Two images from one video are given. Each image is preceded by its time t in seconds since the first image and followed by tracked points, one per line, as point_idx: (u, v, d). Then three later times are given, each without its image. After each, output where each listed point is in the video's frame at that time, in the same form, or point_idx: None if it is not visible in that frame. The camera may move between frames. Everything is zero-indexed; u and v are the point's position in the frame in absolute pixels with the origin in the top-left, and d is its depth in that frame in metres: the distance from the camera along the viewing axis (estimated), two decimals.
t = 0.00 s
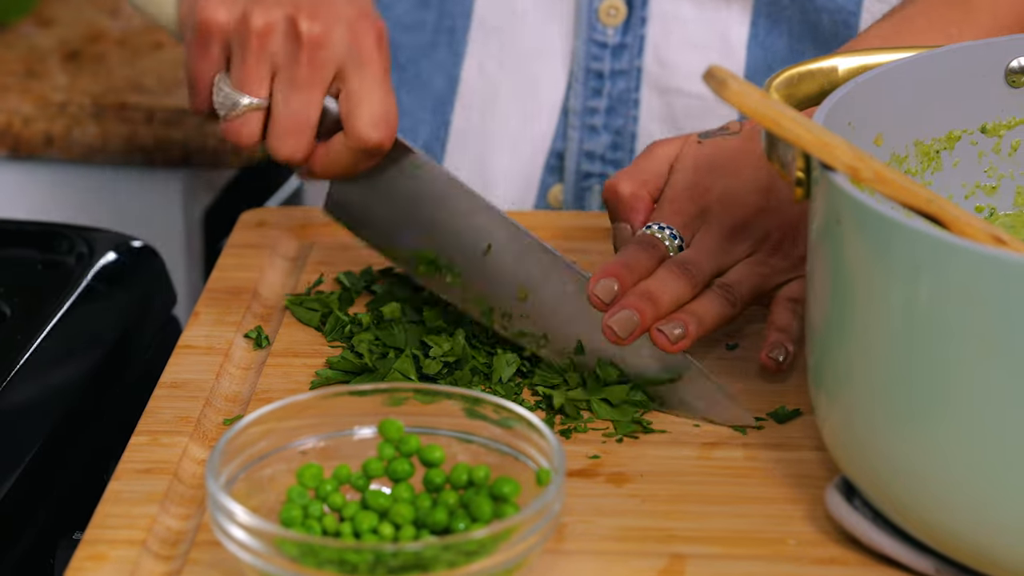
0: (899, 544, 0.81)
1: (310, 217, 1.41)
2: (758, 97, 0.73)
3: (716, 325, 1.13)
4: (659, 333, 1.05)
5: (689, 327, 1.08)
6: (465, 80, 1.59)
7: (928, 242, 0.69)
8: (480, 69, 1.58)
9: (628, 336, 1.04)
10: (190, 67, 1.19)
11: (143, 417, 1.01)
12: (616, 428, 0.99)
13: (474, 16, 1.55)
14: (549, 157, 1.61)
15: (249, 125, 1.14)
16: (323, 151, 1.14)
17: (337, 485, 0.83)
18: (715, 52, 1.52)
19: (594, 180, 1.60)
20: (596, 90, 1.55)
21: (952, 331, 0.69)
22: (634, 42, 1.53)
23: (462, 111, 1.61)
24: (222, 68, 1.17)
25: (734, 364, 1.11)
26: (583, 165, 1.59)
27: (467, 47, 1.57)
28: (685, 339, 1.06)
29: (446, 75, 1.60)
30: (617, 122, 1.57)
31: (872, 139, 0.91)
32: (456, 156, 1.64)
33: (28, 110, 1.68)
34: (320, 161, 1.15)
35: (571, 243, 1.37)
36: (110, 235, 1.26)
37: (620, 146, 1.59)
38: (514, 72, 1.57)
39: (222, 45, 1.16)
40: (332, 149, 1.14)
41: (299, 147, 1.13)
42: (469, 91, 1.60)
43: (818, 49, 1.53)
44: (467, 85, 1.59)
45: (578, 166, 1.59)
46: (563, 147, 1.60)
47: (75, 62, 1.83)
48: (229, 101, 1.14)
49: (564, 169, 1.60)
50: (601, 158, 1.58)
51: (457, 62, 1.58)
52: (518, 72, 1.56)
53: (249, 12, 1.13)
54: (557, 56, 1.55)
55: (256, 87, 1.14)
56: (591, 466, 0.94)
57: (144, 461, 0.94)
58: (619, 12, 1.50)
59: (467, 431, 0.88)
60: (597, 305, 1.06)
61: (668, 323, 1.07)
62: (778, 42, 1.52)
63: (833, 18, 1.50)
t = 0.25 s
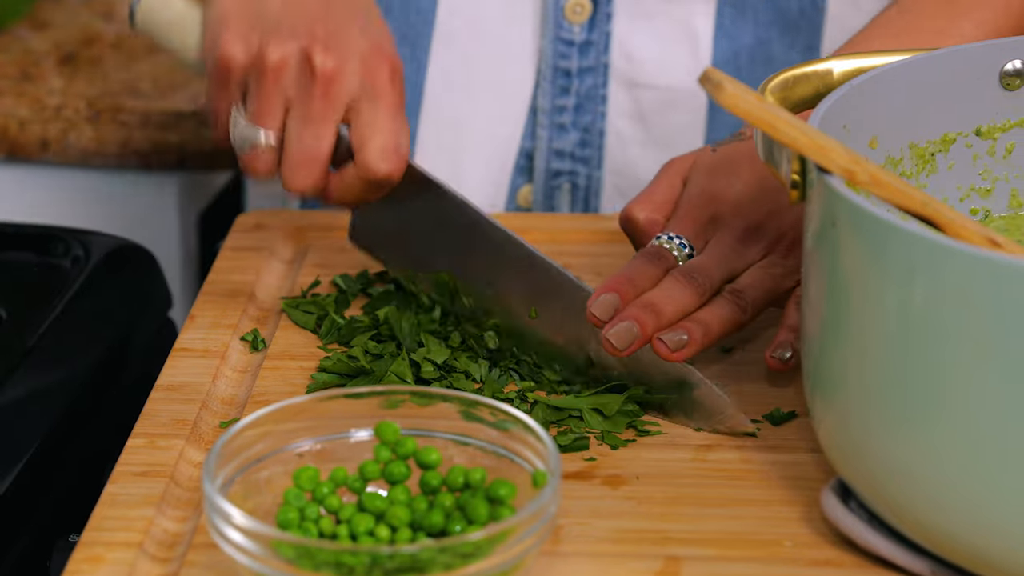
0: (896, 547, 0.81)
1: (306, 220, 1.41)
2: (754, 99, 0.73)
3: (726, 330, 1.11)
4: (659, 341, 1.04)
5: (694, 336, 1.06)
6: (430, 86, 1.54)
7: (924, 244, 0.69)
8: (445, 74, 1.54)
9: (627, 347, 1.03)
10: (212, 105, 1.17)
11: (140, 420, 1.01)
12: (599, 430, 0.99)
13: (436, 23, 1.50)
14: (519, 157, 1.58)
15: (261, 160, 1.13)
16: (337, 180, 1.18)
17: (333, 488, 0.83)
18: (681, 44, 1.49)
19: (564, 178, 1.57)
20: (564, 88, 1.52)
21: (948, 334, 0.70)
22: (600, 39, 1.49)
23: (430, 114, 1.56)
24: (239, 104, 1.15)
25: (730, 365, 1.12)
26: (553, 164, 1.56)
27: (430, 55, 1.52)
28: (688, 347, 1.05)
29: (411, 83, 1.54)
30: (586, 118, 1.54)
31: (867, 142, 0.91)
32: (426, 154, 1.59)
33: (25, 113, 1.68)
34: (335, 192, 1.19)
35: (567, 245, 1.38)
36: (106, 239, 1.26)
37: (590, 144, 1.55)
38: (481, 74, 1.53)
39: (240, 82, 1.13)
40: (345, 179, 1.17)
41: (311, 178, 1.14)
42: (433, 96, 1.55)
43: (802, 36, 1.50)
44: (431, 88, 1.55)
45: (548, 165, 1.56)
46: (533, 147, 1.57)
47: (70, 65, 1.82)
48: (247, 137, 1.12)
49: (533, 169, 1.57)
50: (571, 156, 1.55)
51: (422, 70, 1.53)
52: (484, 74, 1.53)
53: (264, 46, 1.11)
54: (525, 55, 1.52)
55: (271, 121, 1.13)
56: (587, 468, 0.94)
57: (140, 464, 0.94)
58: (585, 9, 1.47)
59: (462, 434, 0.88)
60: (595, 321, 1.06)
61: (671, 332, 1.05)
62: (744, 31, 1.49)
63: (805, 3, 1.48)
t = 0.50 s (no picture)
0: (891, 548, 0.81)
1: (303, 222, 1.42)
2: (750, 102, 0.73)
3: (725, 245, 1.17)
4: (660, 248, 1.12)
5: (692, 243, 1.13)
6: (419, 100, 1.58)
7: (919, 247, 0.69)
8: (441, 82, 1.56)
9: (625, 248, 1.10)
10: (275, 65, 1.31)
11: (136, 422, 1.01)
12: (593, 432, 0.99)
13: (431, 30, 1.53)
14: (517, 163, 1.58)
15: (316, 105, 1.25)
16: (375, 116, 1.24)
17: (330, 489, 0.83)
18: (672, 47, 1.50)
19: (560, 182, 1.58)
20: (556, 92, 1.52)
21: (943, 336, 0.70)
22: (590, 44, 1.49)
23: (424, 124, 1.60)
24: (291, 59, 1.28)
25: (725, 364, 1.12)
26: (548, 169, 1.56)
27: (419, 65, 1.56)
28: (687, 255, 1.13)
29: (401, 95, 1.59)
30: (579, 123, 1.54)
31: (863, 144, 0.92)
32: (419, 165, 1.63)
33: (20, 116, 1.71)
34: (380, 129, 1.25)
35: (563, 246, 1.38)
36: (102, 241, 1.26)
37: (584, 148, 1.56)
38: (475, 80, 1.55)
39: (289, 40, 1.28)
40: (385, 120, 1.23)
41: (358, 116, 1.24)
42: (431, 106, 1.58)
43: (790, 36, 1.50)
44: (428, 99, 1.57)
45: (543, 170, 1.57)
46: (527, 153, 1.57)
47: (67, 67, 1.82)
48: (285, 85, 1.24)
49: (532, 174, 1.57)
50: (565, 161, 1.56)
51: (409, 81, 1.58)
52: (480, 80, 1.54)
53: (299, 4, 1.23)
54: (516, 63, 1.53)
55: (317, 72, 1.24)
56: (584, 470, 0.94)
57: (137, 466, 0.94)
58: (574, 13, 1.47)
59: (459, 435, 0.88)
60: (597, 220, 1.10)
61: (671, 240, 1.12)
62: (733, 32, 1.50)
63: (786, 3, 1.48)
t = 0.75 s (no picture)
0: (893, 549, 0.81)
1: (306, 224, 1.42)
2: (753, 103, 0.74)
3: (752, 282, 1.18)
4: (702, 281, 1.13)
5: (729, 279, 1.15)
6: (440, 108, 1.56)
7: (921, 248, 0.69)
8: (452, 96, 1.55)
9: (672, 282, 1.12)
10: (234, 158, 1.29)
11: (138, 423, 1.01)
12: (595, 434, 0.99)
13: (440, 44, 1.53)
14: (525, 175, 1.57)
15: (287, 190, 1.25)
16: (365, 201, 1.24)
17: (333, 490, 0.83)
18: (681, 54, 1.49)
19: (571, 194, 1.57)
20: (566, 104, 1.51)
21: (946, 337, 0.70)
22: (599, 54, 1.49)
23: (442, 134, 1.58)
24: (257, 149, 1.28)
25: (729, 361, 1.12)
26: (559, 180, 1.56)
27: (439, 76, 1.55)
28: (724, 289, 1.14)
29: (421, 103, 1.57)
30: (590, 134, 1.54)
31: (866, 146, 0.92)
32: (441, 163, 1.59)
33: (23, 118, 1.72)
34: (361, 222, 1.27)
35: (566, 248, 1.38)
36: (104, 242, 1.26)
37: (595, 158, 1.55)
38: (486, 93, 1.53)
39: (254, 126, 1.27)
40: (373, 199, 1.24)
41: (339, 194, 1.23)
42: (444, 120, 1.57)
43: (793, 41, 1.50)
44: (440, 113, 1.57)
45: (554, 182, 1.56)
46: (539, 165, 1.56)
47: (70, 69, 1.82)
48: (276, 172, 1.25)
49: (541, 186, 1.57)
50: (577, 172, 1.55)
51: (429, 90, 1.56)
52: (491, 92, 1.53)
53: (269, 88, 1.25)
54: (525, 75, 1.52)
55: (288, 157, 1.25)
56: (587, 471, 0.94)
57: (139, 467, 0.94)
58: (582, 25, 1.47)
59: (461, 436, 0.88)
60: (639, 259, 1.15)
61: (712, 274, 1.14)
62: (739, 39, 1.50)
63: (791, 10, 1.48)
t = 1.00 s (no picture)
0: (890, 550, 0.81)
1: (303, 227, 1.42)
2: (749, 105, 0.74)
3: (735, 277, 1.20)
4: (682, 275, 1.12)
5: (706, 275, 1.16)
6: (419, 113, 1.53)
7: (918, 249, 0.69)
8: (433, 101, 1.53)
9: (646, 287, 1.11)
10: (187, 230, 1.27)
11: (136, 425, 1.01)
12: (592, 436, 0.99)
13: (423, 48, 1.51)
14: (506, 184, 1.56)
15: (242, 260, 1.24)
16: (312, 252, 1.23)
17: (330, 492, 0.83)
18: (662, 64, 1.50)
19: (552, 204, 1.56)
20: (547, 113, 1.51)
21: (942, 338, 0.70)
22: (581, 64, 1.49)
23: (419, 141, 1.54)
24: (210, 220, 1.26)
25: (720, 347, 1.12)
26: (540, 190, 1.55)
27: (419, 81, 1.52)
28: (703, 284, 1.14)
29: (400, 107, 1.53)
30: (570, 143, 1.53)
31: (863, 147, 0.92)
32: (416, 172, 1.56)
33: (22, 120, 1.70)
34: (316, 255, 1.23)
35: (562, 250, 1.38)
36: (102, 243, 1.27)
37: (576, 168, 1.54)
38: (466, 99, 1.52)
39: (208, 200, 1.25)
40: (321, 242, 1.22)
41: (290, 254, 1.20)
42: (423, 124, 1.54)
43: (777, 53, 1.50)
44: (419, 120, 1.54)
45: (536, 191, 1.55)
46: (519, 173, 1.55)
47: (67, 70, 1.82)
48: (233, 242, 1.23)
49: (522, 195, 1.56)
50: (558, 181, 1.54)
51: (409, 95, 1.53)
52: (471, 99, 1.52)
53: (221, 158, 1.23)
54: (506, 87, 1.52)
55: (242, 229, 1.23)
56: (584, 473, 0.94)
57: (137, 469, 0.94)
58: (564, 35, 1.48)
59: (458, 438, 0.88)
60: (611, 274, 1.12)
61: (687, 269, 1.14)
62: (721, 49, 1.50)
63: (773, 23, 1.49)
